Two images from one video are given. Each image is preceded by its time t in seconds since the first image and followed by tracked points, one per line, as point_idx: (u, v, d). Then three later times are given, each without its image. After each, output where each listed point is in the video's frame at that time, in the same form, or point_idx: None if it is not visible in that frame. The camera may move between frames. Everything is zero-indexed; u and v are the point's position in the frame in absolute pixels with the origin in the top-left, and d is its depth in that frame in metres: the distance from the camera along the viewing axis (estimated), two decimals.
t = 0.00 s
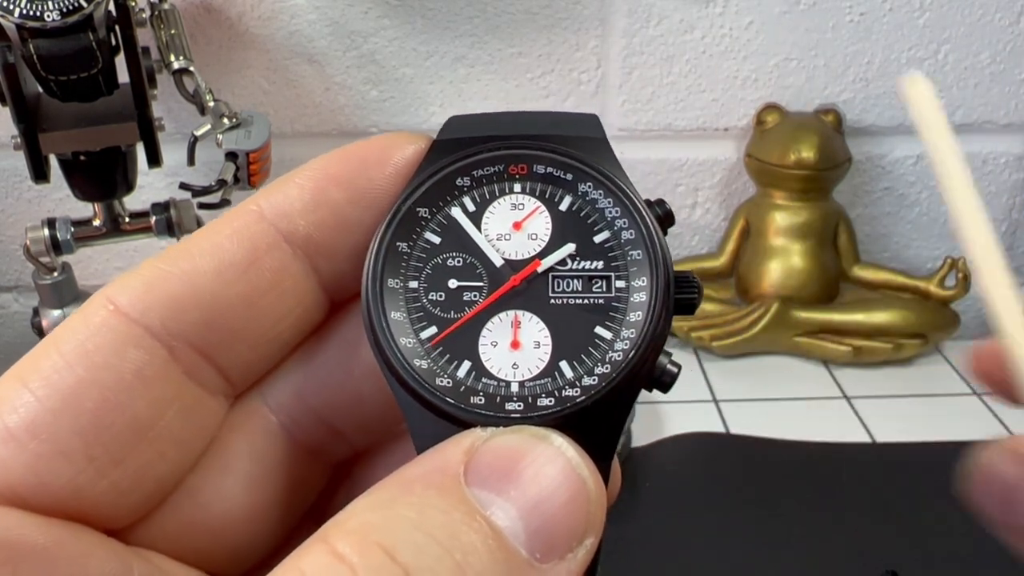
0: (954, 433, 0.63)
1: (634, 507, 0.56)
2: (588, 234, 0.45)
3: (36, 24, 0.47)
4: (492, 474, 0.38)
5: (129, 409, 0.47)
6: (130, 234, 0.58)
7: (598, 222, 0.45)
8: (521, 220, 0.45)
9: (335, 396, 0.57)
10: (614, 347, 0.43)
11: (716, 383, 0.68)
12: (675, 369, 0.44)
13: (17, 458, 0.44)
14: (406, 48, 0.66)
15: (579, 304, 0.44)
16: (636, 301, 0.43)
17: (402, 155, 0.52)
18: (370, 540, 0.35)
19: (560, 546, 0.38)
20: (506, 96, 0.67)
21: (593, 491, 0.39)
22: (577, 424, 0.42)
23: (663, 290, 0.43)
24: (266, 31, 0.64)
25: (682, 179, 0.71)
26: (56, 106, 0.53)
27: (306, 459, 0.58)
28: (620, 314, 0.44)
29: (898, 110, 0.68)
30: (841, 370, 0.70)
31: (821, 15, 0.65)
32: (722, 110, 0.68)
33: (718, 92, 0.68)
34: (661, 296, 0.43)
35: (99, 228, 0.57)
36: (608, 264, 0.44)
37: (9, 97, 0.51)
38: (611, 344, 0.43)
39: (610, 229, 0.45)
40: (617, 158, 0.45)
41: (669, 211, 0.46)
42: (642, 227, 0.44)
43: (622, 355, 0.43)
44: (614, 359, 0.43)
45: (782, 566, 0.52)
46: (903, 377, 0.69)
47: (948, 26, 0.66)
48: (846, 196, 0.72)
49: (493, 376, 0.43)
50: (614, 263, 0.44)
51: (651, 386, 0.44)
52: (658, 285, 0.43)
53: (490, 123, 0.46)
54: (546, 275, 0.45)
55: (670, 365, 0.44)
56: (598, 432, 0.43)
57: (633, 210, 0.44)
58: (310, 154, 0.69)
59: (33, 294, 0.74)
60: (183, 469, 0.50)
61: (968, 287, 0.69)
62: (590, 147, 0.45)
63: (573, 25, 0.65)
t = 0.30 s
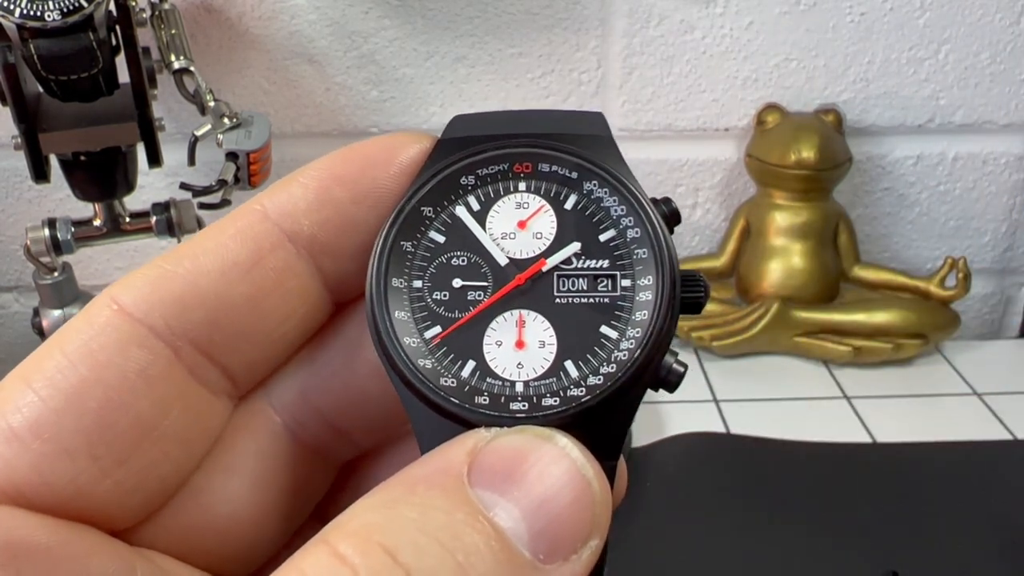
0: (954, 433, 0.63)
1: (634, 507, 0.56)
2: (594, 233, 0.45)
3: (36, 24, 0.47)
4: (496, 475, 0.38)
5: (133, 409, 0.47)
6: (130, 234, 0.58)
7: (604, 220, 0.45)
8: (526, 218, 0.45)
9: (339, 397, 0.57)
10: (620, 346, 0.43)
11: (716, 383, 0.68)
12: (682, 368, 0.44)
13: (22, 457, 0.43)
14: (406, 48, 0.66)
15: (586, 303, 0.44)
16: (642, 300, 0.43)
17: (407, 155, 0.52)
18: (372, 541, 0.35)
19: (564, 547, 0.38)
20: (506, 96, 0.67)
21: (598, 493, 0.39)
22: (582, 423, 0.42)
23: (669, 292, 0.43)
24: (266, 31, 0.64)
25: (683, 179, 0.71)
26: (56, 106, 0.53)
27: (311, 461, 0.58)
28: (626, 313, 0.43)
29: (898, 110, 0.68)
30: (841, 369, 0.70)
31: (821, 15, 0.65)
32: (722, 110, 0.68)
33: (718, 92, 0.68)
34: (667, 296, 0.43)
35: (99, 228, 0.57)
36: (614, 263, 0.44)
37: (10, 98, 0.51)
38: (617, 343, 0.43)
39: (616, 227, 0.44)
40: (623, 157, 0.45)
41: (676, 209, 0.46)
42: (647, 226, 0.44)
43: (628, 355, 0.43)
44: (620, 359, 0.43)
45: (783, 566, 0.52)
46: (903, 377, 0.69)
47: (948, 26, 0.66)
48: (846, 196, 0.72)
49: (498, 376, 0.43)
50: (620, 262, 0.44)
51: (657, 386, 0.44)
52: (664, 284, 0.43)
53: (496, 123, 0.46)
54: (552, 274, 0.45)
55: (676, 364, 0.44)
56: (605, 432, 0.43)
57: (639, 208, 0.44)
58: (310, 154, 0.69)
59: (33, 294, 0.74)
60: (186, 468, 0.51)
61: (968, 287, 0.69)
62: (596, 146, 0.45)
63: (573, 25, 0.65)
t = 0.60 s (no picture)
0: (954, 433, 0.63)
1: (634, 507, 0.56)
2: (595, 249, 0.44)
3: (36, 24, 0.47)
4: (498, 485, 0.39)
5: (147, 420, 0.47)
6: (130, 234, 0.58)
7: (604, 236, 0.44)
8: (529, 232, 0.45)
9: (343, 412, 0.57)
10: (620, 359, 0.43)
11: (716, 383, 0.68)
12: (680, 382, 0.44)
13: (38, 466, 0.43)
14: (406, 48, 0.66)
15: (586, 316, 0.44)
16: (642, 314, 0.43)
17: (413, 172, 0.51)
18: (379, 549, 0.35)
19: (565, 556, 0.38)
20: (506, 95, 0.67)
21: (598, 503, 0.39)
22: (584, 435, 0.43)
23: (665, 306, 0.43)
24: (266, 31, 0.64)
25: (683, 179, 0.71)
26: (56, 106, 0.53)
27: (321, 472, 0.58)
28: (626, 328, 0.43)
29: (898, 110, 0.68)
30: (841, 369, 0.70)
31: (821, 15, 0.65)
32: (722, 110, 0.68)
33: (718, 93, 0.68)
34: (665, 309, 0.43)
35: (99, 228, 0.57)
36: (615, 278, 0.44)
37: (10, 98, 0.51)
38: (617, 357, 0.43)
39: (616, 243, 0.44)
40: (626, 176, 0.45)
41: (675, 227, 0.45)
42: (648, 243, 0.44)
43: (628, 368, 0.43)
44: (620, 372, 0.43)
45: (782, 566, 0.52)
46: (903, 376, 0.69)
47: (948, 26, 0.66)
48: (846, 196, 0.72)
49: (501, 388, 0.43)
50: (620, 276, 0.44)
51: (656, 401, 0.44)
52: (664, 299, 0.43)
53: (500, 140, 0.46)
54: (553, 289, 0.45)
55: (675, 378, 0.44)
56: (606, 445, 0.43)
57: (638, 224, 0.44)
58: (310, 154, 0.69)
59: (33, 294, 0.74)
60: (197, 478, 0.51)
61: (968, 287, 0.69)
62: (601, 164, 0.45)
63: (573, 25, 0.65)
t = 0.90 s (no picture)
0: (953, 433, 0.63)
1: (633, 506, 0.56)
2: (614, 228, 0.44)
3: (36, 24, 0.47)
4: (513, 479, 0.38)
5: (142, 407, 0.47)
6: (130, 234, 0.58)
7: (624, 215, 0.44)
8: (544, 214, 0.45)
9: (350, 393, 0.57)
10: (641, 346, 0.43)
11: (716, 383, 0.68)
12: (705, 368, 0.44)
13: (27, 454, 0.44)
14: (406, 48, 0.66)
15: (606, 300, 0.44)
16: (664, 297, 0.43)
17: (422, 147, 0.51)
18: (385, 547, 0.35)
19: (582, 555, 0.38)
20: (506, 95, 0.67)
21: (618, 499, 0.39)
22: (602, 424, 0.43)
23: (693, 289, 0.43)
24: (266, 31, 0.64)
25: (683, 179, 0.71)
26: (56, 106, 0.53)
27: (323, 457, 0.58)
28: (647, 312, 0.43)
29: (898, 110, 0.68)
30: (841, 369, 0.70)
31: (821, 15, 0.65)
32: (722, 110, 0.68)
33: (718, 93, 0.68)
34: (691, 295, 0.43)
35: (100, 228, 0.57)
36: (636, 260, 0.44)
37: (10, 98, 0.51)
38: (637, 343, 0.43)
39: (637, 223, 0.44)
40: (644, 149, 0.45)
41: (698, 204, 0.45)
42: (670, 221, 0.44)
43: (650, 354, 0.43)
44: (641, 358, 0.43)
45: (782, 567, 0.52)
46: (903, 376, 0.69)
47: (949, 26, 0.66)
48: (846, 196, 0.72)
49: (515, 375, 0.43)
50: (642, 258, 0.44)
51: (679, 387, 0.44)
52: (687, 281, 0.43)
53: (510, 113, 0.46)
54: (571, 271, 0.44)
55: (699, 364, 0.44)
56: (625, 433, 0.43)
57: (662, 203, 0.44)
58: (310, 154, 0.69)
59: (33, 294, 0.74)
60: (196, 468, 0.51)
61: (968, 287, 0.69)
62: (617, 137, 0.45)
63: (573, 25, 0.65)
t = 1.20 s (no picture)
0: (953, 433, 0.63)
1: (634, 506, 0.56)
2: (614, 240, 0.45)
3: (36, 24, 0.47)
4: (514, 487, 0.38)
5: (150, 416, 0.47)
6: (130, 234, 0.58)
7: (624, 228, 0.45)
8: (546, 226, 0.45)
9: (353, 401, 0.57)
10: (641, 355, 0.43)
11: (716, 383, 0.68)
12: (703, 379, 0.44)
13: (39, 462, 0.44)
14: (406, 48, 0.66)
15: (607, 311, 0.44)
16: (663, 309, 0.43)
17: (424, 161, 0.51)
18: (392, 552, 0.36)
19: (584, 561, 0.38)
20: (506, 95, 0.67)
21: (618, 505, 0.39)
22: (603, 432, 0.43)
23: (690, 299, 0.43)
24: (266, 31, 0.64)
25: (683, 179, 0.71)
26: (56, 106, 0.53)
27: (328, 465, 0.58)
28: (646, 322, 0.44)
29: (898, 110, 0.68)
30: (841, 369, 0.70)
31: (821, 15, 0.65)
32: (722, 110, 0.68)
33: (718, 93, 0.68)
34: (690, 308, 0.43)
35: (99, 228, 0.57)
36: (635, 271, 0.44)
37: (10, 98, 0.51)
38: (637, 352, 0.43)
39: (636, 235, 0.44)
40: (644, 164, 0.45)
41: (697, 217, 0.46)
42: (668, 233, 0.44)
43: (649, 364, 0.43)
44: (641, 368, 0.43)
45: (782, 567, 0.52)
46: (902, 376, 0.69)
47: (949, 26, 0.66)
48: (846, 196, 0.72)
49: (518, 384, 0.43)
50: (640, 270, 0.44)
51: (677, 396, 0.45)
52: (686, 293, 0.43)
53: (511, 127, 0.46)
54: (571, 283, 0.45)
55: (697, 374, 0.45)
56: (625, 441, 0.43)
57: (659, 215, 0.44)
58: (310, 154, 0.69)
59: (33, 294, 0.74)
60: (204, 474, 0.51)
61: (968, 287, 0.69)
62: (617, 151, 0.45)
63: (573, 25, 0.65)
